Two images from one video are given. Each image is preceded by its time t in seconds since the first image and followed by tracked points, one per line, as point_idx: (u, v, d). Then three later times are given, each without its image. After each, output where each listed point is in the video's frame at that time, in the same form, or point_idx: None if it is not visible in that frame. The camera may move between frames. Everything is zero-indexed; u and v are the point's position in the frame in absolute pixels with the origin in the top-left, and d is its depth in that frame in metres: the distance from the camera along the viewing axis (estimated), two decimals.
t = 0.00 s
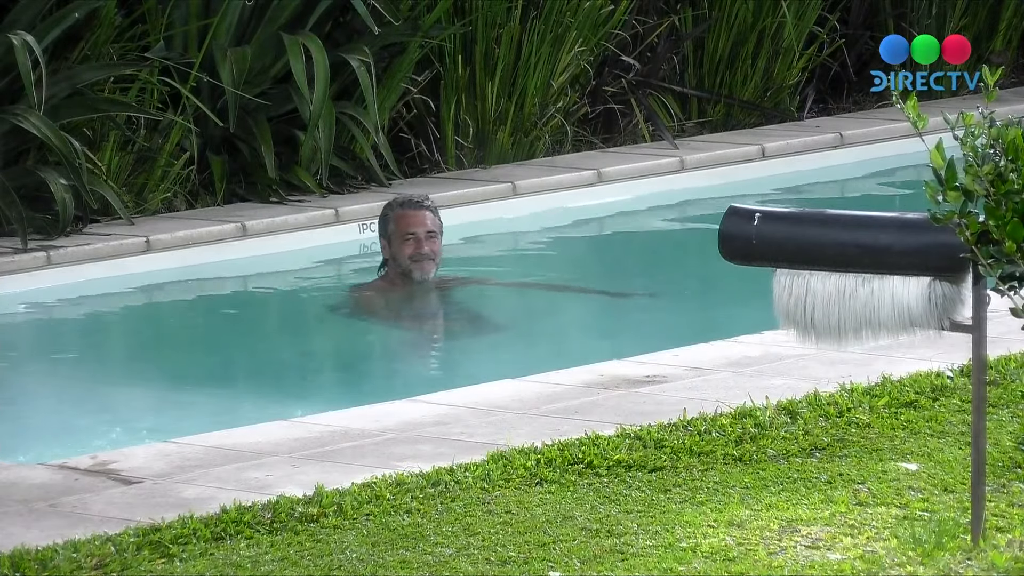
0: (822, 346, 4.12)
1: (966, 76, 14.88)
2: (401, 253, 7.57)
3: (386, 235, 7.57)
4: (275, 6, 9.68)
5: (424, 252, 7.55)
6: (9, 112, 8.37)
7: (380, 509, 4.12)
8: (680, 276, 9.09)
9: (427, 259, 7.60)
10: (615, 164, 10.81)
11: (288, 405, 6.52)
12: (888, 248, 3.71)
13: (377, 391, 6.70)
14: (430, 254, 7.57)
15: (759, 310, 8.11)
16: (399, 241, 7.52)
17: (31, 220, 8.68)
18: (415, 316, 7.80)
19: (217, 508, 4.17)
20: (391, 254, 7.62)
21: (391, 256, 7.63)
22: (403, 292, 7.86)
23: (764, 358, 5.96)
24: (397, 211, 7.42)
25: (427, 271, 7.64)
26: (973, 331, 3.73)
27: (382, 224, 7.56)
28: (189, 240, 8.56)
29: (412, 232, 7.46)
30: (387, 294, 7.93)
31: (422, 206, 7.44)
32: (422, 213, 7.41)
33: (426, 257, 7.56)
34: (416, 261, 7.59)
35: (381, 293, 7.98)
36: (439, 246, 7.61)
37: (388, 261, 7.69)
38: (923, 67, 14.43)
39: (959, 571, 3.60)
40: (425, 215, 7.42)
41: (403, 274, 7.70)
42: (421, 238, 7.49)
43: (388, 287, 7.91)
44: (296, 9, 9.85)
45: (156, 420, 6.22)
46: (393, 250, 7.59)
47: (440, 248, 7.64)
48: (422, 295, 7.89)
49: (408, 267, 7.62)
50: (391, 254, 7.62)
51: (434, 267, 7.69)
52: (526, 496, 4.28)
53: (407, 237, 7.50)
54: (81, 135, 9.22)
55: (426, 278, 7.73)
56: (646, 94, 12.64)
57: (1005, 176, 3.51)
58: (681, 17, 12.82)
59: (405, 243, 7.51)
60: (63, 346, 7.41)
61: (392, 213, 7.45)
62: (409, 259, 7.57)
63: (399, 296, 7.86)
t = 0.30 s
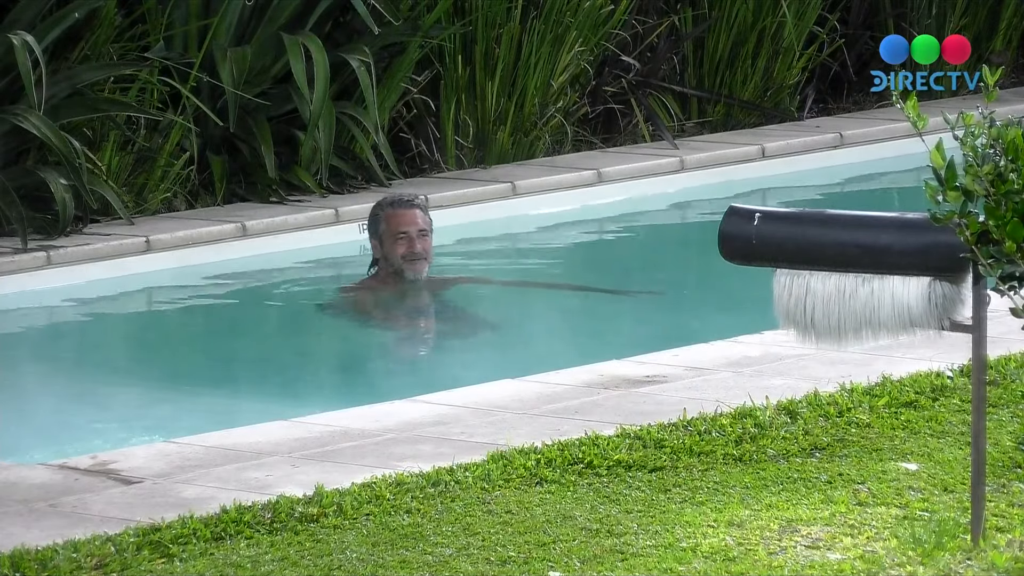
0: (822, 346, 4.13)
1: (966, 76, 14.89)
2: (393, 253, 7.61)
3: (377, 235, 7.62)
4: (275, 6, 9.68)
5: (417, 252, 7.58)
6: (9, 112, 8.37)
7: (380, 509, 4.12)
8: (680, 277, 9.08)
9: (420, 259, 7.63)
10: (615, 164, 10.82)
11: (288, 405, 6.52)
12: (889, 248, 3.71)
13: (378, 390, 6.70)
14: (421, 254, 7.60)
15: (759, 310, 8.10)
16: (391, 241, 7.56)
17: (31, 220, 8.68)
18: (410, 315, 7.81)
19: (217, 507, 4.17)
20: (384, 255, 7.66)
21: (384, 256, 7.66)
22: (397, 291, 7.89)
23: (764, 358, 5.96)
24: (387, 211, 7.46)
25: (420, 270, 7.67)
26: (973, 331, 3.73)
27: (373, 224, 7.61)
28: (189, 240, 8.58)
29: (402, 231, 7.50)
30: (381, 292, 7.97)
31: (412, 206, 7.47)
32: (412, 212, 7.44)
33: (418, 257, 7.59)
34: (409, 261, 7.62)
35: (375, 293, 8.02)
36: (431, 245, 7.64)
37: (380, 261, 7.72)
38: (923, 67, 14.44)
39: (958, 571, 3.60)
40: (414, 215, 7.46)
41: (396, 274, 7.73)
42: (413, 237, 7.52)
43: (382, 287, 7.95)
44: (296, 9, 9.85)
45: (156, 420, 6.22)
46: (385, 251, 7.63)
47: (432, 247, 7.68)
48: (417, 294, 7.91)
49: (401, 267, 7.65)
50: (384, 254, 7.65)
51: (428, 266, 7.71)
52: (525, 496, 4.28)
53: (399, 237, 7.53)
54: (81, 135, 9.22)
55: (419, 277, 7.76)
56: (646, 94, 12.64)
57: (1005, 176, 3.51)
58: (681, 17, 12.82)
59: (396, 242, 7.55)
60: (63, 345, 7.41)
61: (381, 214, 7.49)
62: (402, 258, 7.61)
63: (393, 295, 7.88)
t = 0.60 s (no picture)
0: (822, 346, 4.12)
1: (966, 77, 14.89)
2: (382, 254, 7.57)
3: (365, 237, 7.59)
4: (275, 6, 9.67)
5: (406, 252, 7.54)
6: (9, 112, 8.37)
7: (380, 509, 4.12)
8: (680, 277, 9.08)
9: (409, 259, 7.59)
10: (615, 164, 10.82)
11: (289, 405, 6.51)
12: (888, 248, 3.71)
13: (378, 390, 6.70)
14: (410, 253, 7.56)
15: (759, 310, 8.10)
16: (379, 242, 7.53)
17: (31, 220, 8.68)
18: (406, 316, 7.75)
19: (216, 508, 4.17)
20: (373, 256, 7.62)
21: (373, 258, 7.63)
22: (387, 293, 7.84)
23: (764, 358, 5.96)
24: (375, 211, 7.44)
25: (409, 270, 7.63)
26: (973, 331, 3.73)
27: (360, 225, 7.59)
28: (189, 240, 8.59)
29: (391, 231, 7.47)
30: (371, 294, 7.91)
31: (399, 206, 7.45)
32: (400, 211, 7.42)
33: (407, 257, 7.54)
34: (398, 261, 7.57)
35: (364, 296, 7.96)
36: (419, 244, 7.60)
37: (369, 263, 7.69)
38: (923, 67, 14.44)
39: (959, 571, 3.60)
40: (402, 214, 7.43)
41: (386, 275, 7.69)
42: (401, 237, 7.49)
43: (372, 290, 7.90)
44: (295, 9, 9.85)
45: (156, 420, 6.22)
46: (374, 252, 7.59)
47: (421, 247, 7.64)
48: (407, 295, 7.86)
49: (390, 267, 7.61)
50: (373, 255, 7.62)
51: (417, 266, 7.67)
52: (525, 496, 4.28)
53: (388, 238, 7.50)
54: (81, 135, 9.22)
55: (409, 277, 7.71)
56: (646, 94, 12.65)
57: (1005, 176, 3.51)
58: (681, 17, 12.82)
59: (385, 243, 7.51)
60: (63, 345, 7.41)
61: (369, 214, 7.47)
62: (391, 259, 7.57)
63: (385, 297, 7.83)
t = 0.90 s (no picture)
0: (822, 346, 4.12)
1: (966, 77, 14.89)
2: (372, 254, 7.55)
3: (353, 238, 7.57)
4: (275, 6, 9.68)
5: (396, 250, 7.54)
6: (9, 112, 8.37)
7: (380, 509, 4.12)
8: (680, 277, 9.08)
9: (399, 258, 7.59)
10: (615, 164, 10.82)
11: (289, 406, 6.51)
12: (889, 248, 3.71)
13: (378, 389, 6.70)
14: (400, 251, 7.55)
15: (758, 310, 8.09)
16: (368, 242, 7.51)
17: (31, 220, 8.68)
18: (402, 315, 7.74)
19: (217, 508, 4.17)
20: (361, 257, 7.59)
21: (361, 259, 7.61)
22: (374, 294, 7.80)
23: (764, 358, 5.96)
24: (362, 211, 7.43)
25: (400, 268, 7.62)
26: (973, 331, 3.73)
27: (346, 228, 7.57)
28: (190, 240, 8.61)
29: (380, 231, 7.46)
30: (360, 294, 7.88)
31: (386, 205, 7.45)
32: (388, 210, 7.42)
33: (398, 255, 7.54)
34: (388, 260, 7.56)
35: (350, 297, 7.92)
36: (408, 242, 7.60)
37: (357, 264, 7.66)
38: (923, 67, 14.44)
39: (959, 571, 3.60)
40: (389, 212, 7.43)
41: (376, 275, 7.67)
42: (390, 236, 7.48)
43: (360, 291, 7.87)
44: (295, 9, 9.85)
45: (156, 420, 6.22)
46: (363, 252, 7.57)
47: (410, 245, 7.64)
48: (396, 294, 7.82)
49: (381, 267, 7.59)
50: (361, 256, 7.60)
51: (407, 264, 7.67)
52: (525, 496, 4.28)
53: (377, 237, 7.49)
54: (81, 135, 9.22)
55: (399, 276, 7.70)
56: (646, 94, 12.65)
57: (1005, 176, 3.51)
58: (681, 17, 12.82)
59: (374, 242, 7.49)
60: (62, 346, 7.41)
61: (356, 215, 7.46)
62: (382, 258, 7.55)
63: (376, 300, 7.78)
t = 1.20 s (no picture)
0: (823, 346, 4.12)
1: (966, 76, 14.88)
2: (362, 254, 7.44)
3: (342, 238, 7.44)
4: (275, 6, 9.68)
5: (387, 250, 7.43)
6: (9, 112, 8.36)
7: (380, 509, 4.12)
8: (679, 277, 9.08)
9: (389, 258, 7.48)
10: (615, 164, 10.82)
11: (289, 405, 6.51)
12: (888, 247, 3.71)
13: (377, 389, 6.70)
14: (391, 251, 7.45)
15: (758, 310, 8.10)
16: (358, 242, 7.40)
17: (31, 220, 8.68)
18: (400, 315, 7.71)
19: (217, 508, 4.17)
20: (351, 257, 7.47)
21: (351, 259, 7.48)
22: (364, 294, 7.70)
23: (764, 358, 5.96)
24: (352, 211, 7.32)
25: (391, 268, 7.52)
26: (973, 331, 3.73)
27: (334, 228, 7.44)
28: (190, 240, 8.57)
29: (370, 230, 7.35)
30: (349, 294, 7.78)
31: (375, 204, 7.34)
32: (377, 209, 7.31)
33: (389, 255, 7.43)
34: (379, 260, 7.46)
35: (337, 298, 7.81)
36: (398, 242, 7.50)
37: (346, 265, 7.54)
38: (924, 67, 14.44)
39: (958, 571, 3.60)
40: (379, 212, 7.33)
41: (365, 275, 7.56)
42: (381, 236, 7.38)
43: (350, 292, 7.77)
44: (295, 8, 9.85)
45: (155, 420, 6.22)
46: (353, 252, 7.45)
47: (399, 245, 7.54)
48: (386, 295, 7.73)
49: (372, 267, 7.48)
50: (351, 257, 7.48)
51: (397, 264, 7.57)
52: (525, 496, 4.28)
53: (367, 237, 7.38)
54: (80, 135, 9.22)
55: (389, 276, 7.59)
56: (646, 94, 12.65)
57: (1005, 176, 3.51)
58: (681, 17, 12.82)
59: (365, 242, 7.38)
60: (62, 346, 7.40)
61: (345, 215, 7.34)
62: (372, 258, 7.44)
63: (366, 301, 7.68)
